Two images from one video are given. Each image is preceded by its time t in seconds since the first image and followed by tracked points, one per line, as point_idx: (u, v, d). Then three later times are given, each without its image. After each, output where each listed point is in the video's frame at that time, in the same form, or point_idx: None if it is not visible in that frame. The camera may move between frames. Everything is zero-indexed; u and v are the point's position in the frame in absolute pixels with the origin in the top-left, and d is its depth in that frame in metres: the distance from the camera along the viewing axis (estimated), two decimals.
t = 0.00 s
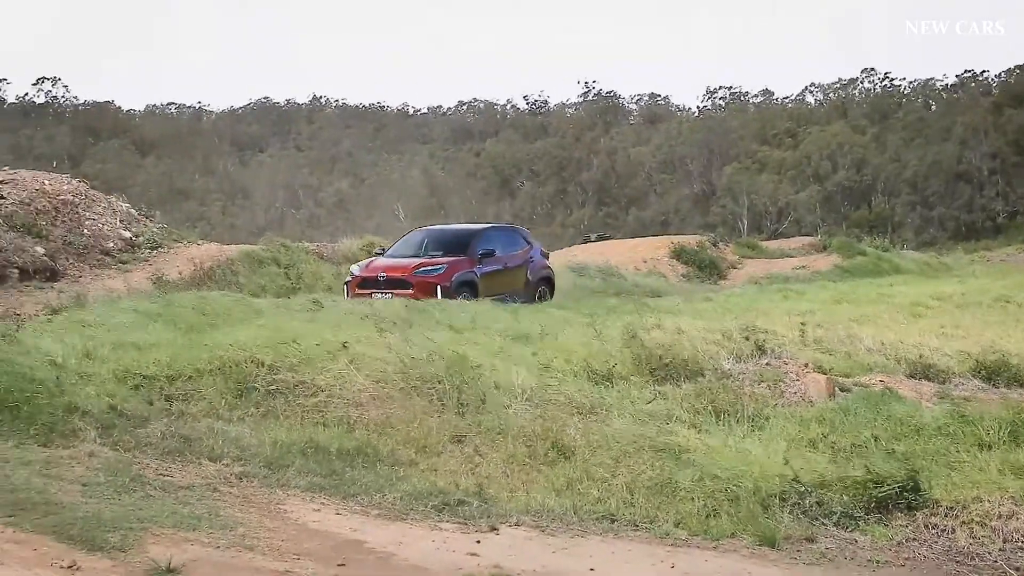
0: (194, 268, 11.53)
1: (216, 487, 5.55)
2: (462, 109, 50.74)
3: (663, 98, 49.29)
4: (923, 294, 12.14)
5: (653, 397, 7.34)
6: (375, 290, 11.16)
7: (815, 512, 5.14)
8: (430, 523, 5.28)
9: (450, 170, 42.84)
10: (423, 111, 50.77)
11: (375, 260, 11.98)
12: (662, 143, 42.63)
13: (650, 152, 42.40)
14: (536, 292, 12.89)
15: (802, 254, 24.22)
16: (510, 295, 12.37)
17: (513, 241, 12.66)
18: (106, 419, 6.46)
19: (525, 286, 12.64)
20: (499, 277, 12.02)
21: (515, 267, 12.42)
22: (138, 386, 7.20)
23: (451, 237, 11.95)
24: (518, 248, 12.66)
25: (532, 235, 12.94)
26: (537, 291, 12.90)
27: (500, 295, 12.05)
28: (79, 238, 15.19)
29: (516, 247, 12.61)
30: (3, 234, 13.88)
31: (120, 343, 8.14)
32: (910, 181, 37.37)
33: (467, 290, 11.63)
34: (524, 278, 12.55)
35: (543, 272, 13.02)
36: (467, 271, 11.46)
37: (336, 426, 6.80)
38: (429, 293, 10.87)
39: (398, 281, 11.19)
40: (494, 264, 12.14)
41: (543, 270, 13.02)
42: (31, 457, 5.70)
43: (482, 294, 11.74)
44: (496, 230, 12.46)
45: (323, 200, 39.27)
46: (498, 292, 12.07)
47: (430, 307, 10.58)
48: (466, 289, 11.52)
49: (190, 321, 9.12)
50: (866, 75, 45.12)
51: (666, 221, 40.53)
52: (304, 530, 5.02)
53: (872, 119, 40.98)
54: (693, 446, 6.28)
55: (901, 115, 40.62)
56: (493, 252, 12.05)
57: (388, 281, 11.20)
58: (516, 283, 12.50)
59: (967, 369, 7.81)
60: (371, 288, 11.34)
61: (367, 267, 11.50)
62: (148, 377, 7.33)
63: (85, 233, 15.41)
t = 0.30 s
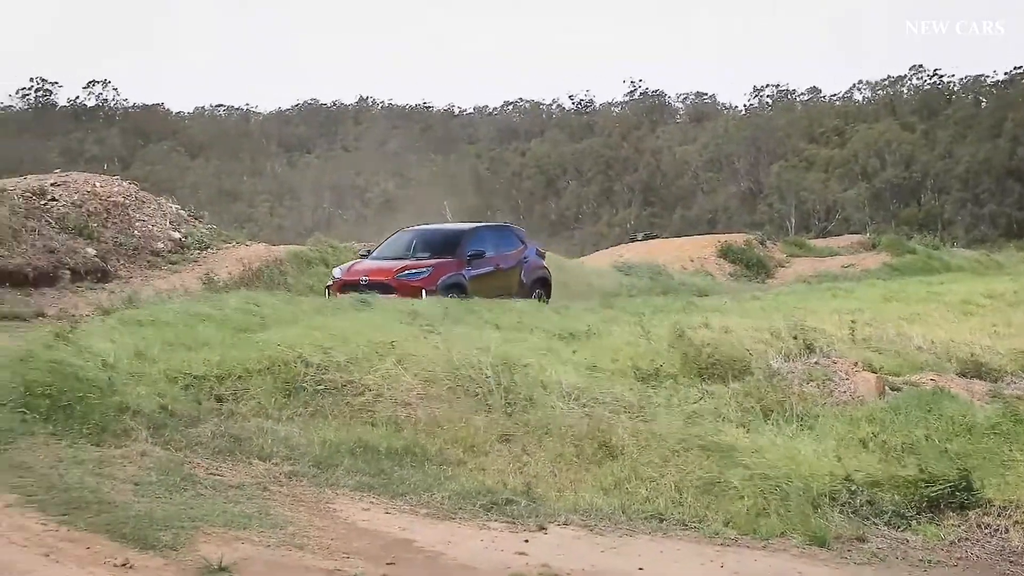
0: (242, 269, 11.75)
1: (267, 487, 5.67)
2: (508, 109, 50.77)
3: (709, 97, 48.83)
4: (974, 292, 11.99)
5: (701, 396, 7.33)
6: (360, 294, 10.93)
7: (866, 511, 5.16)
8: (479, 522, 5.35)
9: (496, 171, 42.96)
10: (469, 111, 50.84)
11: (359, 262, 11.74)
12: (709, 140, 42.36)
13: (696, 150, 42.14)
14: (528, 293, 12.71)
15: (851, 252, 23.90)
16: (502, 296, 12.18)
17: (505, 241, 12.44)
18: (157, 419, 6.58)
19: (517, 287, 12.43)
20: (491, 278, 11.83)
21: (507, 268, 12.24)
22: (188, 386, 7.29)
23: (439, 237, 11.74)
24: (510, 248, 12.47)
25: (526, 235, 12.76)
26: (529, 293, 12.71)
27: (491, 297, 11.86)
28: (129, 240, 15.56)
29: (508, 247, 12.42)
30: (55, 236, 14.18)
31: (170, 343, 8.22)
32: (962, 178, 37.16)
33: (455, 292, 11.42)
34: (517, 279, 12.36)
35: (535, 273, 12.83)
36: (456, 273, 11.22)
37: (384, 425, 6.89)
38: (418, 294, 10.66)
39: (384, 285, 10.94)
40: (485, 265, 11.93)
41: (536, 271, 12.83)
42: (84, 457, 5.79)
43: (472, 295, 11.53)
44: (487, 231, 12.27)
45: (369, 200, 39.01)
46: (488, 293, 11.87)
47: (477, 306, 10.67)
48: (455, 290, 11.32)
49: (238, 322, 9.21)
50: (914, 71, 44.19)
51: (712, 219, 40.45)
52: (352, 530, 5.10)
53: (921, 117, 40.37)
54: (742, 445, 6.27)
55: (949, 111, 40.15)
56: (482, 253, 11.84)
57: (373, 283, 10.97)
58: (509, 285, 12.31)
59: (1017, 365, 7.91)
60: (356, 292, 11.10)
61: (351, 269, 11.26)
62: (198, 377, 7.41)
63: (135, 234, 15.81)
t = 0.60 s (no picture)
0: (298, 269, 12.02)
1: (325, 486, 5.78)
2: (562, 108, 50.67)
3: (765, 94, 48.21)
4: None
5: (757, 396, 7.30)
6: (348, 279, 10.73)
7: (927, 511, 5.22)
8: (536, 522, 5.42)
9: (549, 170, 42.93)
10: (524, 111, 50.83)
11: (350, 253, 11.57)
12: (764, 137, 41.95)
13: (751, 148, 41.70)
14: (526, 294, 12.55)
15: (910, 250, 23.47)
16: (498, 291, 12.02)
17: (506, 239, 12.37)
18: (216, 419, 6.74)
19: (517, 286, 12.34)
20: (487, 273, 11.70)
21: (505, 265, 12.12)
22: (246, 386, 7.42)
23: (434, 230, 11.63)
24: (509, 247, 12.37)
25: (527, 235, 12.68)
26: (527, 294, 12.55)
27: (487, 291, 11.70)
28: (187, 241, 15.99)
29: (507, 245, 12.33)
30: (116, 237, 14.59)
31: (226, 343, 8.33)
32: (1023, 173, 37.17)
33: (448, 283, 11.24)
34: (515, 277, 12.24)
35: (535, 274, 12.71)
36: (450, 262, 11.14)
37: (440, 425, 6.99)
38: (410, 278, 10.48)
39: (375, 270, 10.80)
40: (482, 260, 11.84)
41: (536, 273, 12.70)
42: (144, 456, 5.95)
43: (466, 287, 11.36)
44: (486, 227, 12.18)
45: (424, 201, 38.81)
46: (484, 287, 11.72)
47: (531, 306, 10.71)
48: (447, 280, 11.15)
49: (292, 320, 9.29)
50: (973, 67, 43.30)
51: (768, 217, 40.10)
52: (408, 528, 5.21)
53: (983, 114, 39.62)
54: (799, 444, 6.25)
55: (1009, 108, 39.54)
56: (479, 246, 11.72)
57: (363, 269, 10.78)
58: (507, 282, 12.17)
59: None
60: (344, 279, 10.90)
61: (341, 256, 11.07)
62: (256, 377, 7.54)
63: (193, 235, 16.26)
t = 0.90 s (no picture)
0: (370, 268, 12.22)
1: (403, 485, 5.95)
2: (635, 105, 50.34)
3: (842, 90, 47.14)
4: None
5: (836, 395, 7.23)
6: (343, 272, 10.42)
7: (1011, 512, 5.35)
8: (613, 521, 5.50)
9: (623, 168, 42.71)
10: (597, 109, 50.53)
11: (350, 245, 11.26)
12: (842, 134, 41.33)
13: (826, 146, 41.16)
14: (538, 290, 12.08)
15: (993, 247, 22.89)
16: (506, 287, 11.59)
17: (516, 233, 11.94)
18: (295, 419, 6.98)
19: (527, 282, 11.88)
20: (494, 266, 11.30)
21: (515, 260, 11.70)
22: (324, 386, 7.65)
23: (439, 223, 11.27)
24: (520, 240, 11.94)
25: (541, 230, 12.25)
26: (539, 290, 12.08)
27: (494, 286, 11.30)
28: (265, 242, 16.50)
29: (517, 239, 11.91)
30: (195, 238, 15.02)
31: (304, 342, 8.49)
32: None
33: (450, 277, 10.86)
34: (526, 272, 11.80)
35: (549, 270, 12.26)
36: (451, 255, 10.75)
37: (516, 424, 7.10)
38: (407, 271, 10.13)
39: (372, 263, 10.48)
40: (489, 253, 11.43)
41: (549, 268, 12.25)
42: (224, 456, 6.19)
43: (470, 281, 10.98)
44: (495, 220, 11.78)
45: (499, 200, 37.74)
46: (491, 283, 11.31)
47: (606, 305, 10.73)
48: (450, 274, 10.78)
49: (364, 316, 9.38)
50: None
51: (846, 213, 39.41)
52: (487, 528, 5.33)
53: None
54: (879, 443, 6.21)
55: None
56: (485, 239, 11.31)
57: (359, 262, 10.47)
58: (517, 277, 11.74)
59: None
60: (340, 272, 10.59)
61: (338, 249, 10.77)
62: (334, 377, 7.77)
63: (270, 237, 16.79)
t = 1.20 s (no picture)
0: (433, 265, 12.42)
1: (476, 485, 6.10)
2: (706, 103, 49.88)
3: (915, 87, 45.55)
4: None
5: (911, 394, 7.17)
6: (336, 286, 10.33)
7: None
8: (687, 520, 5.56)
9: (693, 166, 42.39)
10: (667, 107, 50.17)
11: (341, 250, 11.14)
12: (917, 128, 39.93)
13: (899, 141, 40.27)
14: (541, 279, 11.97)
15: None
16: (509, 282, 11.47)
17: (514, 225, 11.79)
18: (368, 419, 7.20)
19: (530, 274, 11.78)
20: (495, 264, 11.18)
21: (516, 253, 11.56)
22: (396, 386, 7.86)
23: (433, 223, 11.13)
24: (519, 232, 11.79)
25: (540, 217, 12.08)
26: (542, 278, 11.97)
27: (498, 284, 11.19)
28: (337, 243, 17.00)
29: (516, 229, 11.75)
30: (268, 240, 15.48)
31: (375, 341, 8.67)
32: None
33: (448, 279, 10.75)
34: (528, 265, 11.68)
35: (549, 256, 12.12)
36: (449, 258, 10.63)
37: (588, 423, 7.20)
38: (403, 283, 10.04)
39: (364, 274, 10.37)
40: (490, 251, 11.30)
41: (550, 255, 12.11)
42: (298, 456, 6.41)
43: (471, 282, 10.87)
44: (492, 213, 11.62)
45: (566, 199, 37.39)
46: (493, 281, 11.20)
47: (678, 304, 10.71)
48: (448, 277, 10.66)
49: (432, 315, 9.52)
50: None
51: (921, 209, 38.54)
52: (562, 527, 5.45)
53: None
54: (957, 442, 6.16)
55: None
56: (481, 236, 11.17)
57: (351, 274, 10.37)
58: (519, 270, 11.62)
59: None
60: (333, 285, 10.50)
61: (328, 260, 10.65)
62: (405, 377, 7.96)
63: (342, 238, 17.31)
